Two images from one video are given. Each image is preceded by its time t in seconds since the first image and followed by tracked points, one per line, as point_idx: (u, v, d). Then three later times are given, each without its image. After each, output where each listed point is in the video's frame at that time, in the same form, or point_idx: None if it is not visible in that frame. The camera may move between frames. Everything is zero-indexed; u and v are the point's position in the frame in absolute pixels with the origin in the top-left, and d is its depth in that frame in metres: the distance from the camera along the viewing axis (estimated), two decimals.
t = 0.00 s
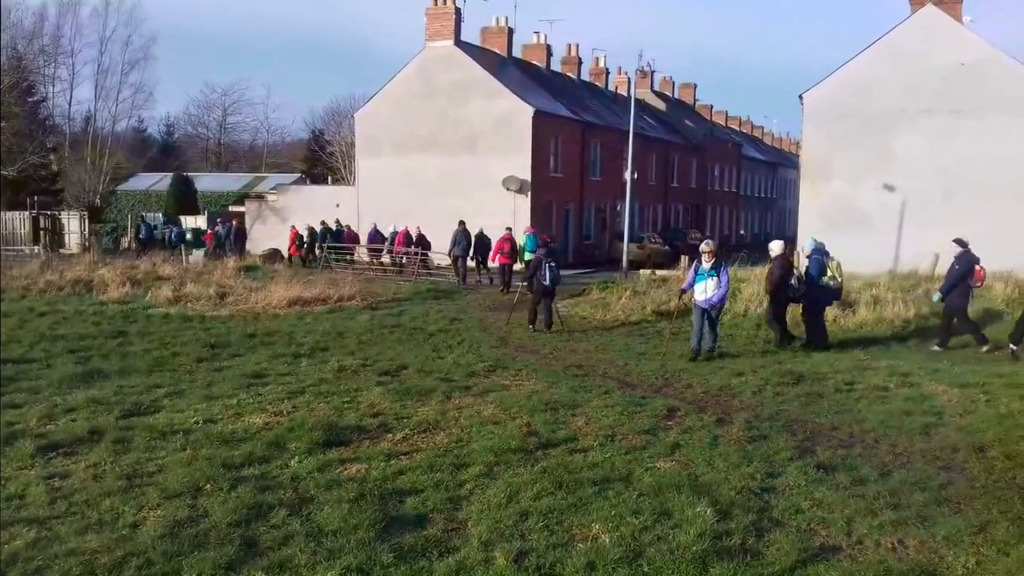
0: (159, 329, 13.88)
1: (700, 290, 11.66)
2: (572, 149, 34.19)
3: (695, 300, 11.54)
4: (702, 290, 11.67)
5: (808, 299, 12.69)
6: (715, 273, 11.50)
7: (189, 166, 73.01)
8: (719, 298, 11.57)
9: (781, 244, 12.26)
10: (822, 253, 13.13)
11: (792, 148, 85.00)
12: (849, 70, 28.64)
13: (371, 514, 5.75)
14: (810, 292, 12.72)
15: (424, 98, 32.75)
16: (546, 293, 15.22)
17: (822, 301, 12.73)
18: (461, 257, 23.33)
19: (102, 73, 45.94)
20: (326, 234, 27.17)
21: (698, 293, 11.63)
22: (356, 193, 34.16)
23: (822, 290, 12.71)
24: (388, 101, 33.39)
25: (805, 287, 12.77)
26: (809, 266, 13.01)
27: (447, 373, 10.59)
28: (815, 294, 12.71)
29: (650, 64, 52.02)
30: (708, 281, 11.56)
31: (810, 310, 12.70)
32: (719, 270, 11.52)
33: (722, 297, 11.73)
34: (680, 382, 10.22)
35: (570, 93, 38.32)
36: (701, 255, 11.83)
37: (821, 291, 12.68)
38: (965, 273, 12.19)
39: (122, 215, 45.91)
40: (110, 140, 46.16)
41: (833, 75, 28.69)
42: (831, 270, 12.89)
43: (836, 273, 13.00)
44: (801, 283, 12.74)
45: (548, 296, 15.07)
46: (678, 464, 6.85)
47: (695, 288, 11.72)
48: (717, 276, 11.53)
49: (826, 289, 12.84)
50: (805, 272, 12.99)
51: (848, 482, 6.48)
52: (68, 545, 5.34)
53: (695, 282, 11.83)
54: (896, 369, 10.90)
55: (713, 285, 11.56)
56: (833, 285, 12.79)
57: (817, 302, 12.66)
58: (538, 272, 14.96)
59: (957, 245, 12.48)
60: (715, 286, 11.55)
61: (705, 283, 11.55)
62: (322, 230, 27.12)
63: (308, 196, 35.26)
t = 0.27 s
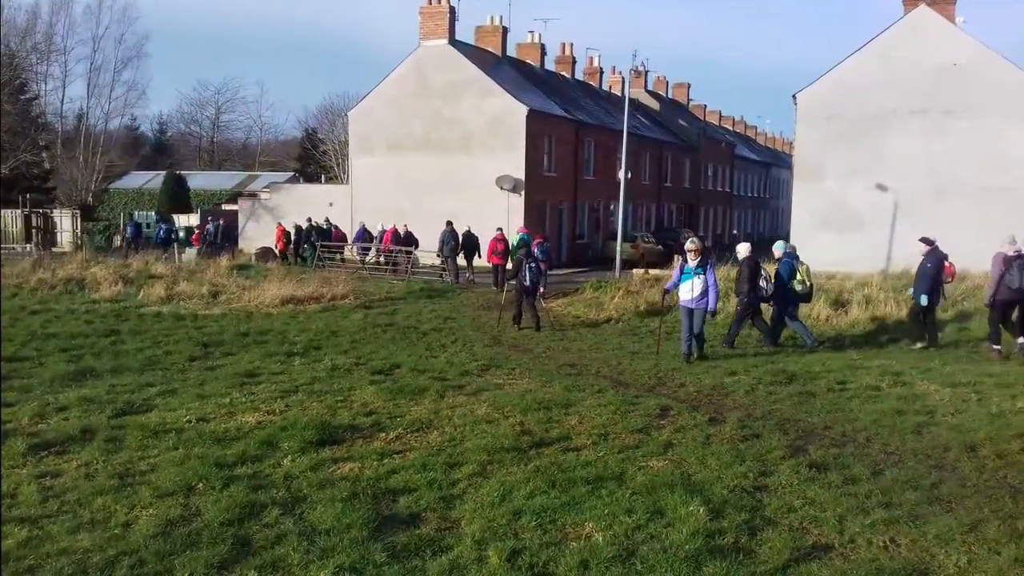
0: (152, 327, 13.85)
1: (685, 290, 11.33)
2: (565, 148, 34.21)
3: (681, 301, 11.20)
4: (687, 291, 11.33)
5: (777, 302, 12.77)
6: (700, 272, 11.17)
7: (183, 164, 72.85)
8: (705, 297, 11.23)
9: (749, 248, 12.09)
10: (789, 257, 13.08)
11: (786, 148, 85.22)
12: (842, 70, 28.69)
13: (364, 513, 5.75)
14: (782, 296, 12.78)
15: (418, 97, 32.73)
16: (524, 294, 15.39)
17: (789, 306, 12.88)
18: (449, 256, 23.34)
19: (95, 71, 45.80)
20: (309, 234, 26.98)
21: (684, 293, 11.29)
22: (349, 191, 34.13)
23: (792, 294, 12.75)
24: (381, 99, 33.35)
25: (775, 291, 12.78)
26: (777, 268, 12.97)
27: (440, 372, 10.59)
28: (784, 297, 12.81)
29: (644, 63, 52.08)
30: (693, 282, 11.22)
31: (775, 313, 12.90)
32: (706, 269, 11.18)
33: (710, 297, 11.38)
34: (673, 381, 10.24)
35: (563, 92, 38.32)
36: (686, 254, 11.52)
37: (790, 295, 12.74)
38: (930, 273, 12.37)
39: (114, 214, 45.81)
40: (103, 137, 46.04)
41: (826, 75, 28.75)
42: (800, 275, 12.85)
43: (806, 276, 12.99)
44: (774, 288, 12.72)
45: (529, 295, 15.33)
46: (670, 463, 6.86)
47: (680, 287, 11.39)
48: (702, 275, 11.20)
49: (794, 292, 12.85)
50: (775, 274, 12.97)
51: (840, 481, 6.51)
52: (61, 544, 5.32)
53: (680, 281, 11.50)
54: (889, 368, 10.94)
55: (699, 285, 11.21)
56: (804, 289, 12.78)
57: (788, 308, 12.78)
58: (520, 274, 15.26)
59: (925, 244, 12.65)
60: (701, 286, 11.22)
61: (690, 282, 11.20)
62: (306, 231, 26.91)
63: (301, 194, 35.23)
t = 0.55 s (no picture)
0: (148, 326, 13.82)
1: (679, 291, 10.86)
2: (561, 148, 34.21)
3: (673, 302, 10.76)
4: (678, 292, 10.87)
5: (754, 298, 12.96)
6: (694, 273, 10.76)
7: (179, 163, 72.79)
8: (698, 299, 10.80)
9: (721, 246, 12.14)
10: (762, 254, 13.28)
11: (782, 147, 85.33)
12: (838, 70, 28.73)
13: (361, 512, 5.74)
14: (759, 292, 12.92)
15: (415, 95, 32.70)
16: (513, 293, 15.47)
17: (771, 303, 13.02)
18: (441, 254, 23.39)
19: (91, 70, 45.75)
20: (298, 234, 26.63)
21: (677, 295, 10.82)
22: (346, 190, 34.12)
23: (768, 289, 12.88)
24: (378, 98, 33.31)
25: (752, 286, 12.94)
26: (752, 266, 13.15)
27: (437, 371, 10.59)
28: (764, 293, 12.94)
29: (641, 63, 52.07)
30: (687, 283, 10.78)
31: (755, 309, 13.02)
32: (700, 270, 10.80)
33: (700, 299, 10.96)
34: (670, 381, 10.25)
35: (560, 91, 38.30)
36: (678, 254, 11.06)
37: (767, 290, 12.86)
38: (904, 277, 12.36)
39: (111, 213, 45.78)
40: (99, 136, 45.98)
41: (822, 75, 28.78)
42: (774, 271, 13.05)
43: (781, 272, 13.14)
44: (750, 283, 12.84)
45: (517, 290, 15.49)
46: (667, 463, 6.87)
47: (673, 288, 10.92)
48: (695, 276, 10.78)
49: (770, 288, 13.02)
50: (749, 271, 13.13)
51: (837, 481, 6.51)
52: (57, 543, 5.31)
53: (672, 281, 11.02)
54: (886, 368, 10.96)
55: (693, 286, 10.77)
56: (778, 283, 12.93)
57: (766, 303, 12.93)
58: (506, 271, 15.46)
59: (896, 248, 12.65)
60: (694, 287, 10.77)
61: (683, 283, 10.75)
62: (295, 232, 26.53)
63: (298, 193, 35.23)
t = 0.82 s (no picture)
0: (144, 326, 13.81)
1: (673, 293, 10.82)
2: (559, 148, 34.22)
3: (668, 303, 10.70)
4: (674, 294, 10.84)
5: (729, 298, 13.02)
6: (689, 273, 10.76)
7: (176, 163, 72.71)
8: (693, 300, 10.77)
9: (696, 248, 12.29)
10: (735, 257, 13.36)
11: (778, 147, 85.44)
12: (835, 70, 28.75)
13: (356, 513, 5.74)
14: (732, 295, 13.02)
15: (411, 96, 32.68)
16: (505, 293, 15.58)
17: (748, 304, 13.06)
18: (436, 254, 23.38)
19: (87, 70, 45.68)
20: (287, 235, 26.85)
21: (672, 296, 10.77)
22: (343, 191, 34.10)
23: (740, 291, 12.96)
24: (374, 98, 33.28)
25: (724, 289, 13.03)
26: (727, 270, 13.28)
27: (433, 372, 10.58)
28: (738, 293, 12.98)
29: (637, 63, 52.10)
30: (683, 283, 10.78)
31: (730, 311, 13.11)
32: (695, 270, 10.81)
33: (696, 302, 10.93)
34: (665, 381, 10.25)
35: (556, 91, 38.31)
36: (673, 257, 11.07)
37: (739, 293, 12.94)
38: (873, 276, 12.34)
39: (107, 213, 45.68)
40: (95, 136, 45.92)
41: (819, 75, 28.80)
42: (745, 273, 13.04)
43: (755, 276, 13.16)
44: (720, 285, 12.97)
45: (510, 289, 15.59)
46: (662, 463, 6.87)
47: (668, 289, 10.88)
48: (690, 277, 10.79)
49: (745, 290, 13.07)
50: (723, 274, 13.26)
51: (833, 482, 6.51)
52: (51, 544, 5.29)
53: (667, 284, 10.98)
54: (882, 368, 10.97)
55: (688, 287, 10.77)
56: (751, 286, 12.96)
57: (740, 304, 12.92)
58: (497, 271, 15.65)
59: (870, 247, 12.68)
60: (690, 288, 10.75)
61: (680, 283, 10.75)
62: (283, 233, 26.74)
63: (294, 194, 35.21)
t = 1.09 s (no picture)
0: (138, 326, 13.76)
1: (665, 294, 10.51)
2: (554, 148, 34.22)
3: (661, 305, 10.35)
4: (666, 295, 10.50)
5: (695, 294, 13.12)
6: (681, 274, 10.47)
7: (170, 163, 72.56)
8: (684, 302, 10.49)
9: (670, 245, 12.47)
10: (711, 255, 13.51)
11: (772, 148, 85.60)
12: (830, 70, 28.81)
13: (350, 513, 5.73)
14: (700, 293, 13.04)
15: (406, 95, 32.66)
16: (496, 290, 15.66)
17: (715, 302, 12.99)
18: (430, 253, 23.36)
19: (81, 69, 45.55)
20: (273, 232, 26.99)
21: (665, 297, 10.45)
22: (337, 191, 34.07)
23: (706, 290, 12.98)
24: (369, 98, 33.26)
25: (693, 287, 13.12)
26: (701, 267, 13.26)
27: (429, 371, 10.58)
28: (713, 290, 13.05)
29: (632, 64, 52.15)
30: (677, 283, 10.46)
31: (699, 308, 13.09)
32: (687, 271, 10.57)
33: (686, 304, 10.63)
34: (661, 380, 10.26)
35: (552, 91, 38.33)
36: (664, 257, 10.76)
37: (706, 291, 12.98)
38: (844, 278, 12.41)
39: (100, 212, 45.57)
40: (89, 135, 45.80)
41: (814, 75, 28.86)
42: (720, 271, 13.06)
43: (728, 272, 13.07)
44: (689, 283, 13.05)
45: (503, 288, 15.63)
46: (657, 463, 6.87)
47: (659, 290, 10.56)
48: (683, 278, 10.50)
49: (718, 288, 13.11)
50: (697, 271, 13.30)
51: (827, 482, 6.52)
52: (44, 544, 5.28)
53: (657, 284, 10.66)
54: (876, 368, 11.00)
55: (682, 287, 10.48)
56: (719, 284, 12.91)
57: (708, 300, 12.84)
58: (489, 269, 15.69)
59: (843, 248, 12.71)
60: (682, 290, 10.46)
61: (675, 283, 10.44)
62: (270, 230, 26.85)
63: (289, 193, 35.18)
